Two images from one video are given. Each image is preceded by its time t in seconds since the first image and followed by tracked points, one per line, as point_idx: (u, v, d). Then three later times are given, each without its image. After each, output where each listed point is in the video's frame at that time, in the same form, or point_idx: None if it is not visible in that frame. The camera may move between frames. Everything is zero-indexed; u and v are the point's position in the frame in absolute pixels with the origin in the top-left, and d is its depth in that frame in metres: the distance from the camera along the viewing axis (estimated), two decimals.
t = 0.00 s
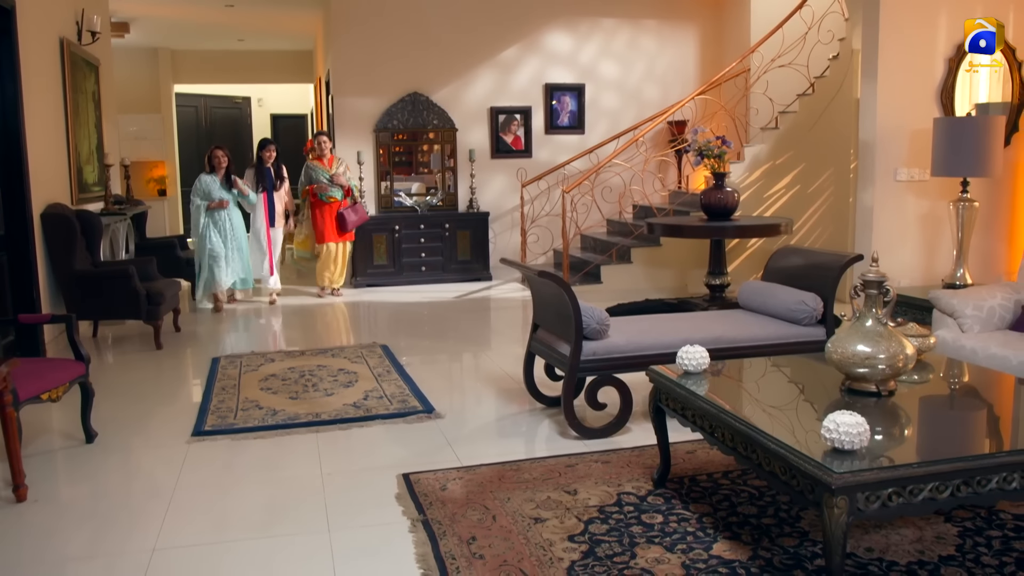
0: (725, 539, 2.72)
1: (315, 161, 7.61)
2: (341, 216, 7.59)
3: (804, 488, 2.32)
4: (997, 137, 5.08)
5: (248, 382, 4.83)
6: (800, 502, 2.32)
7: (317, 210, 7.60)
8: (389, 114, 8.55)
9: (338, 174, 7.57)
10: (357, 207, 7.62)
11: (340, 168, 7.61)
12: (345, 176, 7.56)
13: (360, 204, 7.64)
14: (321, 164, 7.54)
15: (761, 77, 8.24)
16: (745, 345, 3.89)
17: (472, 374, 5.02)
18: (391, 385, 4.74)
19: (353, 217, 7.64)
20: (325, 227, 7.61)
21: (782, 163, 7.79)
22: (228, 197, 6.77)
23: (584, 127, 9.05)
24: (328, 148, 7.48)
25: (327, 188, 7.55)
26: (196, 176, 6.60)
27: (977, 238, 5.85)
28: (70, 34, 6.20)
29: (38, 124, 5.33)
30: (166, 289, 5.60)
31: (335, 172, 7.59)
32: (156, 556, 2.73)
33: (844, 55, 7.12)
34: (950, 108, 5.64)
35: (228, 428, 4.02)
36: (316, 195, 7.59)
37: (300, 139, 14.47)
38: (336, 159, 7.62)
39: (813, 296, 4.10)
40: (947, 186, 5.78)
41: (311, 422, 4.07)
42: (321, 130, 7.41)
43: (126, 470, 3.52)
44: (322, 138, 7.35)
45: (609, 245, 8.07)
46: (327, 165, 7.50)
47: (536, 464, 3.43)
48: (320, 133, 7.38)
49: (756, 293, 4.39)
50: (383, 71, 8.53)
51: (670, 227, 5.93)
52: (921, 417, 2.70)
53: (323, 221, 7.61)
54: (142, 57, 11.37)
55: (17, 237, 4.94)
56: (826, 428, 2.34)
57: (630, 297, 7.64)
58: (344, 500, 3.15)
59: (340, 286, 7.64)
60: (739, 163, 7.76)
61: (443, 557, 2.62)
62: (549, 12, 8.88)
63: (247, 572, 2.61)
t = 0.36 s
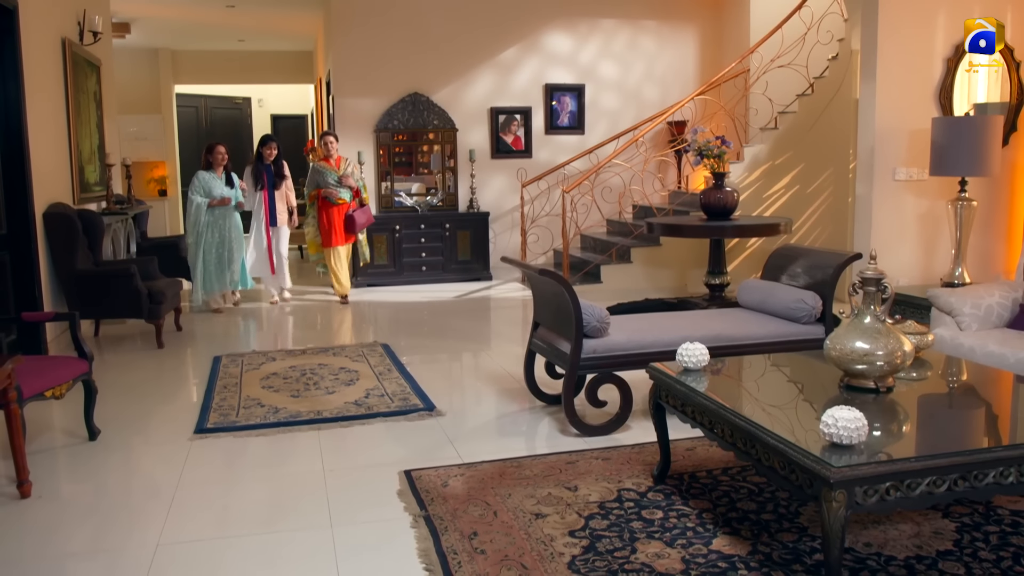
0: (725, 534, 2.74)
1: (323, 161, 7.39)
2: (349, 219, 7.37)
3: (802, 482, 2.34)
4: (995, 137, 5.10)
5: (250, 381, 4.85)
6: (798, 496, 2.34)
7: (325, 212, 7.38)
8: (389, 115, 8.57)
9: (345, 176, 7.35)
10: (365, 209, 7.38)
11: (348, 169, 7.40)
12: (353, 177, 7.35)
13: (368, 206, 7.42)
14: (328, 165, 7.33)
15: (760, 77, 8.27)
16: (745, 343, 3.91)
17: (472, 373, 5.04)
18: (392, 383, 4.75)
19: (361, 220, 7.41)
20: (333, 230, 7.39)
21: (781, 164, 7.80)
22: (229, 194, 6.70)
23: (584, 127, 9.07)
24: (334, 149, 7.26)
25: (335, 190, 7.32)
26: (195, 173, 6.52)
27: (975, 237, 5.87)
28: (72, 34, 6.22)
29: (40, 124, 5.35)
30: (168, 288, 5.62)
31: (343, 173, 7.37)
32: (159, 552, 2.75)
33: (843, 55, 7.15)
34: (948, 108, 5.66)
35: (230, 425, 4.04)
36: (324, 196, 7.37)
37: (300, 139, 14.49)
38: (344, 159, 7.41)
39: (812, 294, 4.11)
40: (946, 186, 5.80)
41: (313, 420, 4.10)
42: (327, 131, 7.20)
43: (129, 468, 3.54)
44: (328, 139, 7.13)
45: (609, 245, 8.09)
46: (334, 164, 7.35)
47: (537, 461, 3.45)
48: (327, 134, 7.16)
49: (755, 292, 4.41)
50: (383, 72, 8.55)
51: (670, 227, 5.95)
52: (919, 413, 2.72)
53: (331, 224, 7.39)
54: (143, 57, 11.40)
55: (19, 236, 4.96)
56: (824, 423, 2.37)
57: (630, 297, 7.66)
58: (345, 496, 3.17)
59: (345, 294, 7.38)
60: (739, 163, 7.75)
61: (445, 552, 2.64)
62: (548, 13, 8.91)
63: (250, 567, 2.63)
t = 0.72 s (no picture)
0: (723, 529, 2.76)
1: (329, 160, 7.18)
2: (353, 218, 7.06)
3: (800, 477, 2.37)
4: (991, 137, 5.14)
5: (250, 379, 4.87)
6: (796, 491, 2.37)
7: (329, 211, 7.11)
8: (389, 115, 8.59)
9: (352, 174, 7.12)
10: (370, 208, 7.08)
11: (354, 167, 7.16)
12: (359, 174, 7.11)
13: (373, 205, 7.11)
14: (334, 162, 7.11)
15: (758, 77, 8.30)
16: (744, 341, 3.93)
17: (472, 372, 5.07)
18: (392, 382, 4.78)
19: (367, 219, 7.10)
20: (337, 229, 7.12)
21: (779, 164, 7.79)
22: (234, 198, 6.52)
23: (583, 127, 9.10)
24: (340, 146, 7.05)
25: (340, 188, 7.06)
26: (199, 175, 6.37)
27: (972, 237, 5.90)
28: (72, 34, 6.24)
29: (41, 123, 5.36)
30: (168, 288, 5.64)
31: (349, 171, 7.14)
32: (162, 548, 2.77)
33: (841, 56, 7.19)
34: (945, 108, 5.69)
35: (230, 423, 4.07)
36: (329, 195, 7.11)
37: (298, 139, 14.52)
38: (350, 158, 7.19)
39: (809, 292, 4.14)
40: (942, 185, 5.83)
41: (313, 418, 4.12)
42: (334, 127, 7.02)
43: (130, 465, 3.56)
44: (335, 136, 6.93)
45: (607, 244, 8.13)
46: (339, 162, 7.12)
47: (536, 458, 3.48)
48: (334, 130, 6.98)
49: (753, 291, 4.44)
50: (382, 72, 8.58)
51: (668, 226, 5.97)
52: (915, 409, 2.74)
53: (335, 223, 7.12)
54: (143, 57, 11.41)
55: (20, 235, 4.98)
56: (821, 419, 2.39)
57: (629, 296, 7.69)
58: (346, 493, 3.19)
59: (362, 295, 7.30)
60: (737, 163, 7.74)
61: (445, 547, 2.66)
62: (547, 13, 8.93)
63: (252, 562, 2.65)
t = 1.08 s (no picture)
0: (718, 525, 2.79)
1: (334, 161, 6.87)
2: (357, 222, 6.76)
3: (793, 473, 2.40)
4: (984, 137, 5.18)
5: (248, 378, 4.89)
6: (789, 486, 2.40)
7: (334, 214, 6.83)
8: (385, 115, 8.61)
9: (356, 175, 6.79)
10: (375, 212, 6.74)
11: (359, 168, 6.82)
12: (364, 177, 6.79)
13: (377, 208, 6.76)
14: (338, 163, 6.80)
15: (753, 77, 8.33)
16: (739, 340, 3.96)
17: (468, 371, 5.09)
18: (389, 380, 4.80)
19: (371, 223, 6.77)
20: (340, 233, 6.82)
21: (774, 164, 7.82)
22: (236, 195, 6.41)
23: (579, 127, 9.12)
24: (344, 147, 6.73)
25: (344, 190, 6.77)
26: (201, 172, 6.26)
27: (964, 236, 5.94)
28: (69, 34, 6.25)
29: (38, 123, 5.37)
30: (166, 287, 5.66)
31: (354, 172, 6.81)
32: (162, 544, 2.79)
33: (835, 56, 7.23)
34: (938, 108, 5.73)
35: (228, 421, 4.08)
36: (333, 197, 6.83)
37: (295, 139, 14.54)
38: (355, 158, 6.85)
39: (804, 291, 4.17)
40: (935, 185, 5.87)
41: (310, 416, 4.14)
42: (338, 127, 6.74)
43: (129, 464, 3.58)
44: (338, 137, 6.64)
45: (603, 244, 8.16)
46: (344, 163, 6.82)
47: (533, 455, 3.50)
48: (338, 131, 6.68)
49: (748, 290, 4.47)
50: (379, 72, 8.59)
51: (664, 226, 6.00)
52: (907, 406, 2.77)
53: (339, 227, 6.83)
54: (139, 57, 11.41)
55: (18, 235, 4.99)
56: (814, 415, 2.42)
57: (624, 295, 7.72)
58: (344, 490, 3.22)
59: (360, 301, 6.96)
60: (731, 164, 7.72)
61: (443, 543, 2.69)
62: (543, 13, 8.96)
63: (251, 559, 2.67)
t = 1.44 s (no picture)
0: (716, 521, 2.82)
1: (338, 160, 6.62)
2: (362, 225, 6.58)
3: (790, 468, 2.43)
4: (980, 137, 5.22)
5: (248, 376, 4.91)
6: (786, 482, 2.43)
7: (337, 216, 6.63)
8: (384, 114, 8.64)
9: (361, 177, 6.53)
10: (381, 215, 6.58)
11: (364, 169, 6.57)
12: (369, 178, 6.54)
13: (384, 211, 6.60)
14: (343, 163, 6.54)
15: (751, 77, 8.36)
16: (737, 339, 3.99)
17: (467, 370, 5.12)
18: (389, 378, 4.83)
19: (377, 227, 6.60)
20: (344, 236, 6.64)
21: (772, 163, 7.91)
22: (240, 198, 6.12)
23: (577, 127, 9.15)
24: (350, 146, 6.45)
25: (348, 192, 6.55)
26: (203, 174, 5.93)
27: (961, 236, 5.98)
28: (69, 34, 6.27)
29: (39, 123, 5.40)
30: (166, 286, 5.67)
31: (359, 173, 6.56)
32: (165, 541, 2.82)
33: (833, 57, 7.27)
34: (934, 108, 5.76)
35: (230, 419, 4.11)
36: (337, 198, 6.60)
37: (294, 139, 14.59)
38: (361, 158, 6.60)
39: (801, 290, 4.21)
40: (932, 185, 5.91)
41: (311, 414, 4.17)
42: (342, 125, 6.43)
43: (132, 461, 3.61)
44: (343, 137, 6.37)
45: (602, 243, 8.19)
46: (349, 163, 6.58)
47: (532, 453, 3.53)
48: (343, 129, 6.40)
49: (745, 289, 4.50)
50: (378, 72, 8.62)
51: (662, 225, 6.04)
52: (903, 403, 2.81)
53: (343, 229, 6.64)
54: (138, 58, 11.44)
55: (19, 234, 5.01)
56: (811, 411, 2.46)
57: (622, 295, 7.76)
58: (346, 487, 3.25)
59: (350, 304, 6.73)
60: (731, 163, 7.83)
61: (444, 539, 2.72)
62: (542, 13, 8.99)
63: (254, 555, 2.70)
